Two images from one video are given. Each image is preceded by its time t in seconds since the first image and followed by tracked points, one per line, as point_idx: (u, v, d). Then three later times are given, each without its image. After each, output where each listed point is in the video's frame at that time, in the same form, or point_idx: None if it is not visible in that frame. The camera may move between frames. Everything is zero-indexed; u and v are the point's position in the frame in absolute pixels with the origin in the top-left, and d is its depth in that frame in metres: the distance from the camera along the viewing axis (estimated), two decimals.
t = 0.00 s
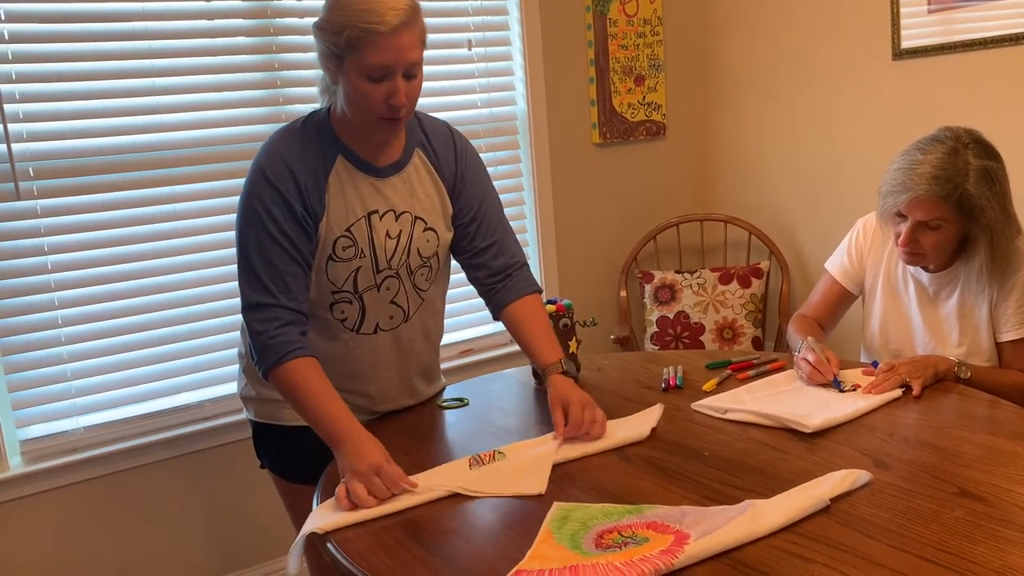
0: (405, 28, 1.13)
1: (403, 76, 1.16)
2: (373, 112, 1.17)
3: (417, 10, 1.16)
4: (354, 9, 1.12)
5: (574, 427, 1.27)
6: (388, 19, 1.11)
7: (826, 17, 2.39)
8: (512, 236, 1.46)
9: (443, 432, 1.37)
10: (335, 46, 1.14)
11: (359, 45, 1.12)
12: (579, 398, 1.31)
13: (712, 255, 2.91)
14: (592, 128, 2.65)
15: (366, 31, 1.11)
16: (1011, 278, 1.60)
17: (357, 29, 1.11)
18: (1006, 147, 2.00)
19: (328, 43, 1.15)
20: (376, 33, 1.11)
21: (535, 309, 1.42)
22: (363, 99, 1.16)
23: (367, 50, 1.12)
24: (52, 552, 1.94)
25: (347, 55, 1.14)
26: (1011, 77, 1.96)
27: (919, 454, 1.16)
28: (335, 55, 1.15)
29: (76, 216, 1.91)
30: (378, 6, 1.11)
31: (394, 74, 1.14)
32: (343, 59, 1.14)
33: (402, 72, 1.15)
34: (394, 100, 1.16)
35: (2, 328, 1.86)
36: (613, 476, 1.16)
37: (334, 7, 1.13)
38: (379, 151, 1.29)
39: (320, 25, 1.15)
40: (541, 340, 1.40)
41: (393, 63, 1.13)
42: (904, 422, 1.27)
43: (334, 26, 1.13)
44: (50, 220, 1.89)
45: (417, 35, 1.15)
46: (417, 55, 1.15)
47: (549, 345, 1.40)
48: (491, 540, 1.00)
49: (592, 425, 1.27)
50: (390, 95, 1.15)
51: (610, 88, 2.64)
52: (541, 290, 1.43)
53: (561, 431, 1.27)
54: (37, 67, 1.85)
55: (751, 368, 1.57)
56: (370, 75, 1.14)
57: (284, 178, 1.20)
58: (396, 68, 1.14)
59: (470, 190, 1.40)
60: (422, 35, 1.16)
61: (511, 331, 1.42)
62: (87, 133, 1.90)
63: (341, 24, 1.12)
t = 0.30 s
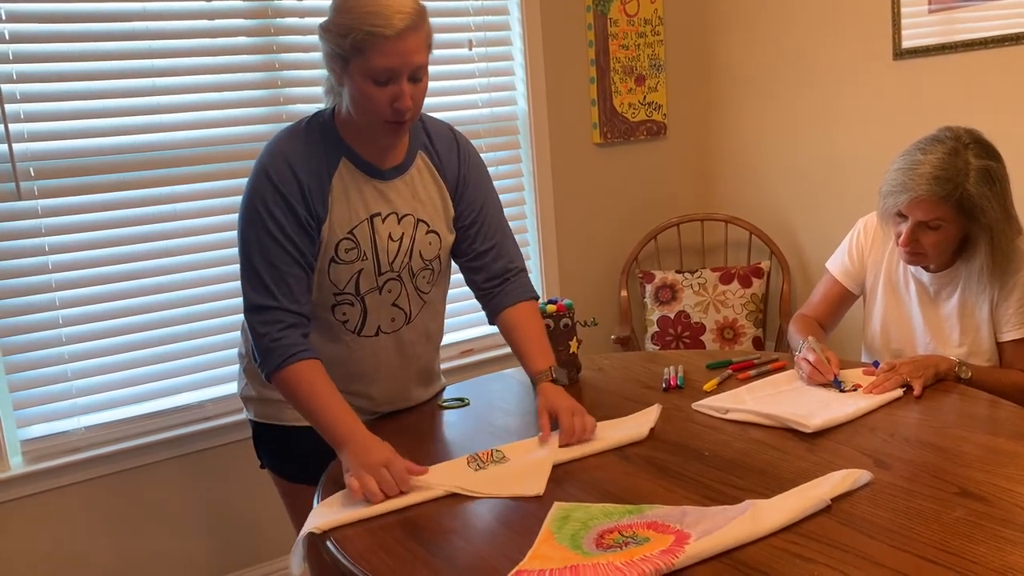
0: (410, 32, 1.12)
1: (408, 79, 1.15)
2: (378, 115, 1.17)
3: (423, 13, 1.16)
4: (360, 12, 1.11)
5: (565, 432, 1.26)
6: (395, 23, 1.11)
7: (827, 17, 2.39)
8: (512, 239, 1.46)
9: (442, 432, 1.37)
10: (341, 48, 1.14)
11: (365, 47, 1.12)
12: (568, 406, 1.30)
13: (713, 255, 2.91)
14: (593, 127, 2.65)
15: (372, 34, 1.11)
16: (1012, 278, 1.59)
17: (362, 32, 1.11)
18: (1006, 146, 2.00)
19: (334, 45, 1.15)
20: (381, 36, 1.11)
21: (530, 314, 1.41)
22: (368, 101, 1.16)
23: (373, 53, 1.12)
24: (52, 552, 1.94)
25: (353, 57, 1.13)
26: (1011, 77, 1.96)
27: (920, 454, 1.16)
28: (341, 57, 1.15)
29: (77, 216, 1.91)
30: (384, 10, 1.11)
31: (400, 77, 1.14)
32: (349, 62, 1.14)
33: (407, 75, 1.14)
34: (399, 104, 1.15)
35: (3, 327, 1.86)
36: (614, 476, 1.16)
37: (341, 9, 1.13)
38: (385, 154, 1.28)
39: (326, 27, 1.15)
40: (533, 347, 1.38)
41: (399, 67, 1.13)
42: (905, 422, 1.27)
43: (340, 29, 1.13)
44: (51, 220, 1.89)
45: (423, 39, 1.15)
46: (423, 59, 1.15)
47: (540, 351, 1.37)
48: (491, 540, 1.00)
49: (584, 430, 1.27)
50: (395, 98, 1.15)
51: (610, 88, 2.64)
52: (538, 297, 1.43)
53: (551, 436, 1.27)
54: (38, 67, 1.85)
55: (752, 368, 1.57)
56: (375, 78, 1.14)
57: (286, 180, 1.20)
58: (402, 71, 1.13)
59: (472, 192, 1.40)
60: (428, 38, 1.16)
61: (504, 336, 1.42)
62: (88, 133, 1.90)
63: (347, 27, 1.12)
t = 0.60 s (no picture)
0: (410, 36, 1.12)
1: (408, 84, 1.15)
2: (377, 119, 1.17)
3: (423, 16, 1.15)
4: (359, 16, 1.11)
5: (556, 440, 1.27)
6: (394, 27, 1.11)
7: (828, 17, 2.38)
8: (512, 244, 1.45)
9: (442, 432, 1.38)
10: (340, 52, 1.14)
11: (365, 52, 1.12)
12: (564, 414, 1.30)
13: (714, 255, 2.91)
14: (593, 128, 2.65)
15: (372, 39, 1.11)
16: (1012, 278, 1.59)
17: (362, 36, 1.11)
18: (1008, 147, 2.00)
19: (334, 49, 1.15)
20: (382, 41, 1.11)
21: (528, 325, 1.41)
22: (368, 105, 1.16)
23: (373, 58, 1.12)
24: (53, 551, 1.94)
25: (352, 61, 1.13)
26: (1012, 77, 1.96)
27: (921, 455, 1.16)
28: (341, 61, 1.15)
29: (78, 215, 1.91)
30: (383, 14, 1.11)
31: (399, 81, 1.14)
32: (348, 66, 1.14)
33: (407, 80, 1.14)
34: (399, 108, 1.16)
35: (4, 327, 1.87)
36: (614, 476, 1.16)
37: (341, 12, 1.13)
38: (387, 159, 1.29)
39: (326, 30, 1.15)
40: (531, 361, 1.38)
41: (398, 71, 1.13)
42: (905, 422, 1.27)
43: (340, 32, 1.13)
44: (52, 220, 1.89)
45: (423, 43, 1.15)
46: (423, 63, 1.15)
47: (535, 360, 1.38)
48: (492, 540, 1.00)
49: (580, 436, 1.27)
50: (395, 102, 1.15)
51: (611, 88, 2.64)
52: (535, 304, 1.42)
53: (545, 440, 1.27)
54: (39, 67, 1.85)
55: (752, 369, 1.57)
56: (375, 82, 1.14)
57: (289, 181, 1.20)
58: (401, 76, 1.13)
59: (471, 196, 1.40)
60: (428, 42, 1.16)
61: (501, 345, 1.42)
62: (89, 133, 1.90)
63: (347, 31, 1.12)
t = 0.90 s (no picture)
0: (416, 42, 1.12)
1: (413, 90, 1.15)
2: (382, 125, 1.17)
3: (430, 22, 1.15)
4: (365, 21, 1.11)
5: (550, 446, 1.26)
6: (401, 33, 1.11)
7: (829, 17, 2.38)
8: (515, 248, 1.45)
9: (442, 432, 1.38)
10: (346, 57, 1.14)
11: (371, 57, 1.12)
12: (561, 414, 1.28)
13: (715, 255, 2.91)
14: (595, 128, 2.65)
15: (377, 44, 1.11)
16: (1014, 280, 1.60)
17: (367, 42, 1.11)
18: (1010, 148, 2.00)
19: (340, 54, 1.15)
20: (387, 47, 1.10)
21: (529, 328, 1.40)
22: (372, 111, 1.16)
23: (379, 64, 1.12)
24: (54, 551, 1.94)
25: (358, 67, 1.14)
26: (1014, 78, 1.96)
27: (922, 456, 1.16)
28: (346, 66, 1.15)
29: (81, 215, 1.92)
30: (389, 20, 1.11)
31: (404, 88, 1.14)
32: (354, 71, 1.14)
33: (412, 86, 1.14)
34: (404, 114, 1.15)
35: (7, 327, 1.87)
36: (615, 476, 1.16)
37: (347, 17, 1.13)
38: (390, 162, 1.29)
39: (332, 35, 1.15)
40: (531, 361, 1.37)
41: (403, 77, 1.13)
42: (907, 423, 1.27)
43: (346, 37, 1.13)
44: (54, 220, 1.89)
45: (429, 49, 1.14)
46: (428, 69, 1.15)
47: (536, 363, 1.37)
48: (494, 540, 1.00)
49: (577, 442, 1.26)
50: (400, 109, 1.15)
51: (613, 89, 2.64)
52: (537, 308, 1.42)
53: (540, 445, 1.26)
54: (41, 67, 1.85)
55: (754, 369, 1.57)
56: (381, 88, 1.14)
57: (292, 184, 1.20)
58: (406, 82, 1.13)
59: (475, 199, 1.40)
60: (435, 49, 1.16)
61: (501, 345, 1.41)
62: (92, 133, 1.90)
63: (353, 36, 1.12)
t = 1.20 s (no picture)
0: (421, 47, 1.12)
1: (419, 95, 1.15)
2: (387, 129, 1.17)
3: (435, 27, 1.15)
4: (371, 26, 1.11)
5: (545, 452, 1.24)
6: (407, 38, 1.11)
7: (831, 18, 2.38)
8: (512, 252, 1.44)
9: (443, 433, 1.38)
10: (351, 62, 1.14)
11: (377, 62, 1.11)
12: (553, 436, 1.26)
13: (717, 257, 2.91)
14: (596, 129, 2.65)
15: (382, 50, 1.11)
16: (1016, 281, 1.60)
17: (372, 47, 1.11)
18: (1011, 150, 2.00)
19: (345, 59, 1.15)
20: (393, 52, 1.10)
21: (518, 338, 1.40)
22: (378, 115, 1.16)
23: (385, 69, 1.12)
24: (56, 552, 1.94)
25: (364, 71, 1.13)
26: (1016, 79, 1.96)
27: (924, 458, 1.15)
28: (351, 71, 1.15)
29: (83, 215, 1.92)
30: (395, 25, 1.10)
31: (409, 93, 1.14)
32: (359, 76, 1.14)
33: (418, 91, 1.14)
34: (409, 119, 1.16)
35: (9, 327, 1.87)
36: (617, 478, 1.16)
37: (353, 22, 1.13)
38: (392, 167, 1.28)
39: (338, 40, 1.15)
40: (510, 368, 1.37)
41: (409, 83, 1.13)
42: (909, 425, 1.27)
43: (352, 42, 1.13)
44: (55, 221, 1.89)
45: (434, 54, 1.14)
46: (433, 74, 1.15)
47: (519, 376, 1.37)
48: (495, 542, 1.00)
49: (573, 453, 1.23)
50: (405, 114, 1.15)
51: (615, 90, 2.64)
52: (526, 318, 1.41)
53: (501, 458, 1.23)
54: (43, 67, 1.86)
55: (756, 371, 1.57)
56: (386, 93, 1.14)
57: (298, 186, 1.21)
58: (412, 87, 1.13)
59: (472, 205, 1.39)
60: (440, 54, 1.16)
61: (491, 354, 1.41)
62: (94, 134, 1.90)
63: (359, 41, 1.12)
